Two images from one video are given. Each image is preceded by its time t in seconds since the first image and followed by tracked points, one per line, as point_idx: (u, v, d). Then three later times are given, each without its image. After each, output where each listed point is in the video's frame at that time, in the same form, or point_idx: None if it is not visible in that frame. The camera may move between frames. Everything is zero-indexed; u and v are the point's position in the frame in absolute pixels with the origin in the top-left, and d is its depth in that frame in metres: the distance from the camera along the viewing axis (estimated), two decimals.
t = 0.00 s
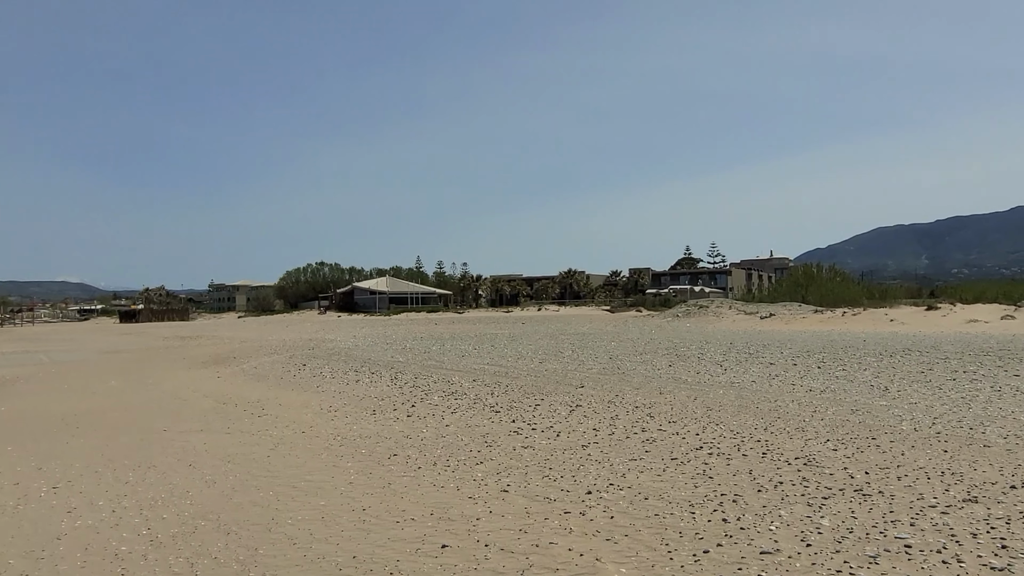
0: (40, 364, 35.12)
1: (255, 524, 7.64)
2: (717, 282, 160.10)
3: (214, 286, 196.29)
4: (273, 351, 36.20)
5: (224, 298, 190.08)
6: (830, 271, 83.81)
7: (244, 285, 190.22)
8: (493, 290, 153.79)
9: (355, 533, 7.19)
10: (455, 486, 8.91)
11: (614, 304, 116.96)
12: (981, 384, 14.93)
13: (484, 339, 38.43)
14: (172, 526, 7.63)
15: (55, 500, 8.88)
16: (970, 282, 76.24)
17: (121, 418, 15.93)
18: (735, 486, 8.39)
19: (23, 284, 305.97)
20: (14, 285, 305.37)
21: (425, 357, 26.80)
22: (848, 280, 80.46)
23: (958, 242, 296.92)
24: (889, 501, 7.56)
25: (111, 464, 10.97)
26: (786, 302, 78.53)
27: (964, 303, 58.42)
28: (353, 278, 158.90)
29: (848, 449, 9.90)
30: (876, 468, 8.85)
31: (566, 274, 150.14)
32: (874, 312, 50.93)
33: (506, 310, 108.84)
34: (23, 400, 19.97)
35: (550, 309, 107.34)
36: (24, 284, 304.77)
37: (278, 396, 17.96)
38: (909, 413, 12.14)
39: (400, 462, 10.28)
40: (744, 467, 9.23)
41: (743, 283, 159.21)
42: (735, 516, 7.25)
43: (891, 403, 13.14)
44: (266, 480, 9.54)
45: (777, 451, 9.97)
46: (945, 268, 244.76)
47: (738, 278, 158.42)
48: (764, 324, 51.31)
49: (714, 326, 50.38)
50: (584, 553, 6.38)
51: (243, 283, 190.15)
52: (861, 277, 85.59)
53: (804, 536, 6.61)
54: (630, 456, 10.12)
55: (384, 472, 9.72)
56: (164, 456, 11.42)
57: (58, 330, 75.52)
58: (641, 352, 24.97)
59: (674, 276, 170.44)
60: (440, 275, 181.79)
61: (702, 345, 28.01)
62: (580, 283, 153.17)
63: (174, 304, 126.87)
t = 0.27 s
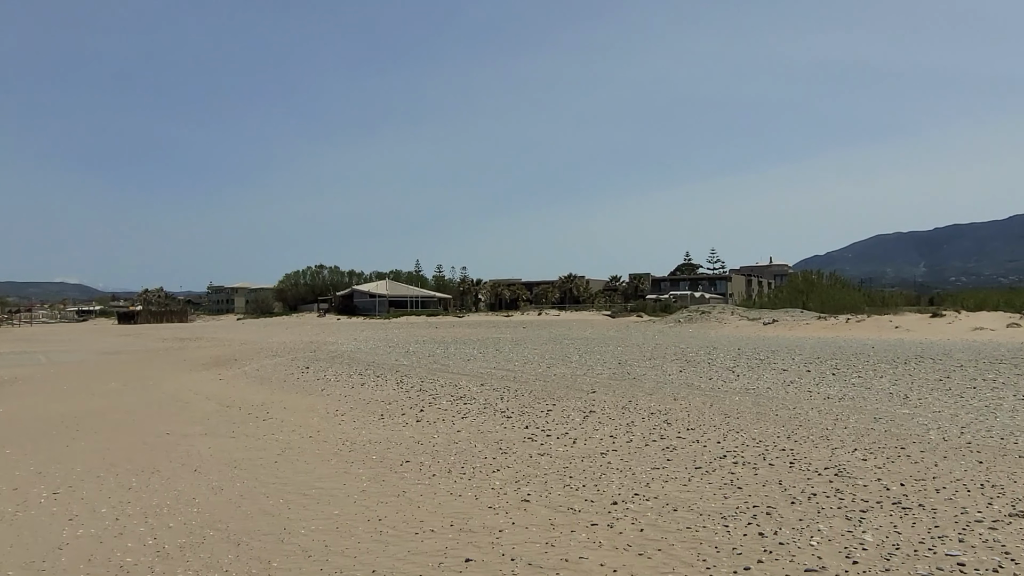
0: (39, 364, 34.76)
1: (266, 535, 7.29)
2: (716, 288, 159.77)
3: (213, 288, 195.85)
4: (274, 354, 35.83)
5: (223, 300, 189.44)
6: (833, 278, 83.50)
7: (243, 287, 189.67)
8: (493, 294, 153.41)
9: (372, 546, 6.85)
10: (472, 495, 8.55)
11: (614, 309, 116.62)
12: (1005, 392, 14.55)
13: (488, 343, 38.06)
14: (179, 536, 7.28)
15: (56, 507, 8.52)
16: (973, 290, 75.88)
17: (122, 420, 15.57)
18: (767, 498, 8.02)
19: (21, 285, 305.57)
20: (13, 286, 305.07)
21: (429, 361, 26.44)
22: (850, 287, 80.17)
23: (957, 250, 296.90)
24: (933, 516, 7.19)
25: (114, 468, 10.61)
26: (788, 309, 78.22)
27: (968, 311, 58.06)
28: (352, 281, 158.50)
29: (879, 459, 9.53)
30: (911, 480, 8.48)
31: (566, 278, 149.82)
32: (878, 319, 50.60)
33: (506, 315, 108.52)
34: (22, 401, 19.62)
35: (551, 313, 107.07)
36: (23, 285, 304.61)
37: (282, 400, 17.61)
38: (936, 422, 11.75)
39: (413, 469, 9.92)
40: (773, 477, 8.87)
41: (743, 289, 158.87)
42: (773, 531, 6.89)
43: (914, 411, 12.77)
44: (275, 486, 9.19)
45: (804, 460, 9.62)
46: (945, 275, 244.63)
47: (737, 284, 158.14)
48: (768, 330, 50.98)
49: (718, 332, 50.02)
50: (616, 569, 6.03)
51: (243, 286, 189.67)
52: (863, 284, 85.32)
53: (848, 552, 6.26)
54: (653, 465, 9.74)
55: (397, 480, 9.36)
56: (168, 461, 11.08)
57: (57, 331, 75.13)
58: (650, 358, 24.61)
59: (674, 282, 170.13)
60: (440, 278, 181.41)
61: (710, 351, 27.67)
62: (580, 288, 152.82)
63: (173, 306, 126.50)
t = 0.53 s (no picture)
0: (31, 364, 34.20)
1: (275, 549, 6.92)
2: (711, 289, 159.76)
3: (206, 288, 194.80)
4: (270, 354, 35.33)
5: (216, 299, 188.38)
6: (829, 280, 83.44)
7: (236, 286, 188.69)
8: (488, 295, 152.97)
9: (389, 562, 6.49)
10: (489, 506, 8.20)
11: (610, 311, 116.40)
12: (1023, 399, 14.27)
13: (487, 345, 37.68)
14: (182, 550, 6.90)
15: (53, 517, 8.13)
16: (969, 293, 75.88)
17: (118, 423, 15.13)
18: (799, 510, 7.70)
19: (13, 282, 303.57)
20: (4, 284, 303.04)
21: (430, 362, 26.06)
22: (846, 289, 80.11)
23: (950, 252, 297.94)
24: (977, 531, 6.87)
25: (111, 475, 10.21)
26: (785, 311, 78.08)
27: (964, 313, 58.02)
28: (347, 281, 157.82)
29: (908, 469, 9.22)
30: (945, 491, 8.18)
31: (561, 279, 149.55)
32: (877, 321, 50.37)
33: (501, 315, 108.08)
34: (16, 402, 19.16)
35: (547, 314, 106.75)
36: (14, 283, 302.71)
37: (282, 402, 17.19)
38: (958, 429, 11.45)
39: (424, 478, 9.55)
40: (801, 488, 8.54)
41: (738, 291, 158.95)
42: (810, 547, 6.56)
43: (933, 418, 12.48)
44: (282, 496, 8.80)
45: (830, 470, 9.29)
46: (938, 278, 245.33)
47: (733, 285, 158.09)
48: (766, 332, 50.76)
49: (716, 334, 49.75)
50: None
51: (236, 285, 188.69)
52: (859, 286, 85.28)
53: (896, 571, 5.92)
54: (674, 474, 9.41)
55: (409, 489, 8.98)
56: (168, 467, 10.67)
57: (47, 329, 74.37)
58: (654, 360, 24.27)
59: (669, 283, 170.09)
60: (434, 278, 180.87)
61: (713, 353, 27.36)
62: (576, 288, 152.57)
63: (166, 305, 125.60)
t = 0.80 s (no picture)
0: (26, 363, 33.73)
1: (292, 557, 6.59)
2: (707, 291, 159.82)
3: (201, 288, 194.04)
4: (268, 354, 34.95)
5: (211, 299, 187.58)
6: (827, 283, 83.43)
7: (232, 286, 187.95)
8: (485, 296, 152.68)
9: (414, 571, 6.17)
10: (512, 511, 7.88)
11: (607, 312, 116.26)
12: None
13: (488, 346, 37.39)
14: (194, 558, 6.56)
15: (57, 522, 7.79)
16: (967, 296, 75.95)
17: (118, 424, 14.75)
18: (836, 516, 7.42)
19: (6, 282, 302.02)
20: None
21: (433, 364, 25.67)
22: (843, 292, 80.10)
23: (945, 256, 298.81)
24: None
25: (114, 478, 9.85)
26: (782, 313, 78.01)
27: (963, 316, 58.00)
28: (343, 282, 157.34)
29: (941, 474, 8.94)
30: (984, 498, 7.90)
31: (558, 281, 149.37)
32: (877, 324, 50.21)
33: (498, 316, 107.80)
34: (13, 402, 18.75)
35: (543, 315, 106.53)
36: (8, 282, 301.26)
37: (285, 403, 16.84)
38: (984, 433, 11.19)
39: (441, 482, 9.22)
40: (834, 493, 8.24)
41: (734, 293, 159.08)
42: (856, 557, 6.26)
43: (955, 421, 12.22)
44: (294, 500, 8.47)
45: (861, 475, 9.01)
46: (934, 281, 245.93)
47: (729, 288, 158.18)
48: (767, 334, 50.58)
49: (716, 336, 49.57)
50: None
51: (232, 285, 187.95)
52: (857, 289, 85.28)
53: None
54: (700, 478, 9.10)
55: (427, 494, 8.65)
56: (173, 469, 10.32)
57: (41, 328, 73.78)
58: (660, 362, 23.99)
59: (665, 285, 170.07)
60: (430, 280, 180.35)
61: (718, 355, 27.12)
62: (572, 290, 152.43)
63: (161, 305, 124.95)
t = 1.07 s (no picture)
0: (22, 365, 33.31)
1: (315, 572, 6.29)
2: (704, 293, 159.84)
3: (196, 289, 193.31)
4: (268, 356, 34.60)
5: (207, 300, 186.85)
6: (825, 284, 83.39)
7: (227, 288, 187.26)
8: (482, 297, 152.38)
9: None
10: (539, 522, 7.58)
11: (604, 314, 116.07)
12: None
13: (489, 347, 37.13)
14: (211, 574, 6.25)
15: (66, 534, 7.47)
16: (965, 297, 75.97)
17: (121, 429, 14.41)
18: (878, 528, 7.14)
19: None
20: None
21: (437, 366, 25.36)
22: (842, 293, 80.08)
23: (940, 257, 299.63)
24: None
25: (122, 486, 9.52)
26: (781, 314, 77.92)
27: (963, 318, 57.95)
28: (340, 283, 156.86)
29: (978, 482, 8.67)
30: None
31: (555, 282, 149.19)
32: (878, 326, 50.07)
33: (496, 318, 107.51)
34: (11, 406, 18.38)
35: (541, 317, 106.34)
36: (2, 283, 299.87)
37: (290, 407, 16.51)
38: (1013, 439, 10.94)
39: (461, 490, 8.92)
40: (871, 503, 7.97)
41: (731, 294, 159.19)
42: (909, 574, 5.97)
43: (980, 426, 11.97)
44: (311, 510, 8.16)
45: (895, 483, 8.74)
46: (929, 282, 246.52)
47: (726, 289, 158.22)
48: (768, 335, 50.43)
49: (717, 338, 49.36)
50: None
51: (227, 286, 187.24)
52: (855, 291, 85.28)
53: None
54: (729, 487, 8.81)
55: (449, 504, 8.34)
56: (182, 477, 10.00)
57: (37, 330, 73.25)
58: (667, 364, 23.74)
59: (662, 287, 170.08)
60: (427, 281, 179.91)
61: (725, 357, 26.87)
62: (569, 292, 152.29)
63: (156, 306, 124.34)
